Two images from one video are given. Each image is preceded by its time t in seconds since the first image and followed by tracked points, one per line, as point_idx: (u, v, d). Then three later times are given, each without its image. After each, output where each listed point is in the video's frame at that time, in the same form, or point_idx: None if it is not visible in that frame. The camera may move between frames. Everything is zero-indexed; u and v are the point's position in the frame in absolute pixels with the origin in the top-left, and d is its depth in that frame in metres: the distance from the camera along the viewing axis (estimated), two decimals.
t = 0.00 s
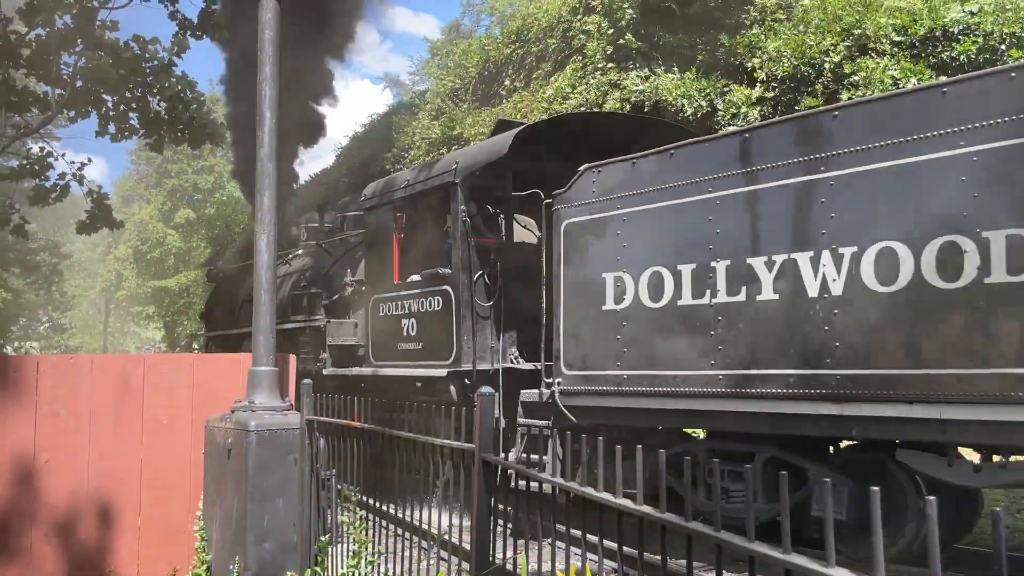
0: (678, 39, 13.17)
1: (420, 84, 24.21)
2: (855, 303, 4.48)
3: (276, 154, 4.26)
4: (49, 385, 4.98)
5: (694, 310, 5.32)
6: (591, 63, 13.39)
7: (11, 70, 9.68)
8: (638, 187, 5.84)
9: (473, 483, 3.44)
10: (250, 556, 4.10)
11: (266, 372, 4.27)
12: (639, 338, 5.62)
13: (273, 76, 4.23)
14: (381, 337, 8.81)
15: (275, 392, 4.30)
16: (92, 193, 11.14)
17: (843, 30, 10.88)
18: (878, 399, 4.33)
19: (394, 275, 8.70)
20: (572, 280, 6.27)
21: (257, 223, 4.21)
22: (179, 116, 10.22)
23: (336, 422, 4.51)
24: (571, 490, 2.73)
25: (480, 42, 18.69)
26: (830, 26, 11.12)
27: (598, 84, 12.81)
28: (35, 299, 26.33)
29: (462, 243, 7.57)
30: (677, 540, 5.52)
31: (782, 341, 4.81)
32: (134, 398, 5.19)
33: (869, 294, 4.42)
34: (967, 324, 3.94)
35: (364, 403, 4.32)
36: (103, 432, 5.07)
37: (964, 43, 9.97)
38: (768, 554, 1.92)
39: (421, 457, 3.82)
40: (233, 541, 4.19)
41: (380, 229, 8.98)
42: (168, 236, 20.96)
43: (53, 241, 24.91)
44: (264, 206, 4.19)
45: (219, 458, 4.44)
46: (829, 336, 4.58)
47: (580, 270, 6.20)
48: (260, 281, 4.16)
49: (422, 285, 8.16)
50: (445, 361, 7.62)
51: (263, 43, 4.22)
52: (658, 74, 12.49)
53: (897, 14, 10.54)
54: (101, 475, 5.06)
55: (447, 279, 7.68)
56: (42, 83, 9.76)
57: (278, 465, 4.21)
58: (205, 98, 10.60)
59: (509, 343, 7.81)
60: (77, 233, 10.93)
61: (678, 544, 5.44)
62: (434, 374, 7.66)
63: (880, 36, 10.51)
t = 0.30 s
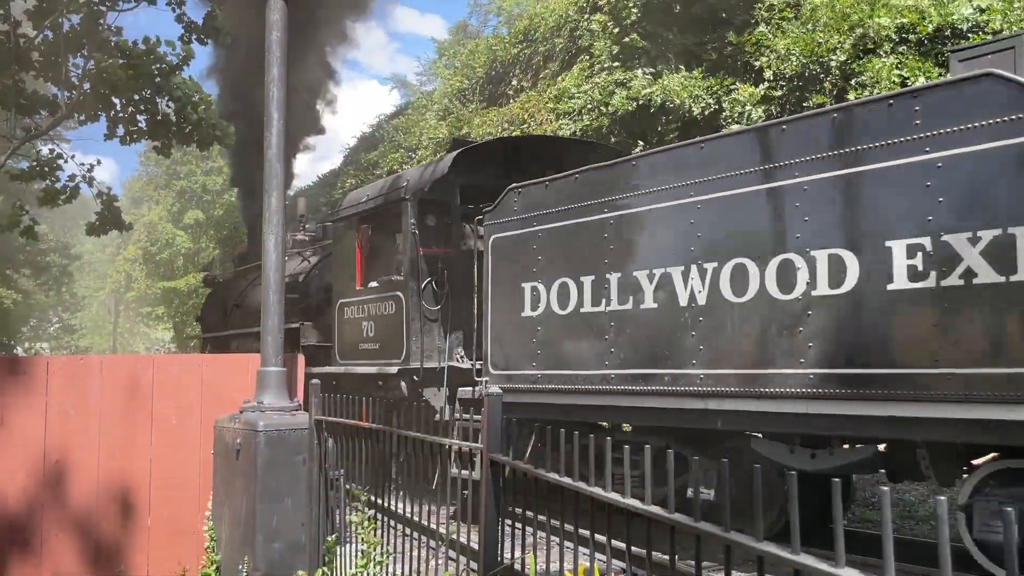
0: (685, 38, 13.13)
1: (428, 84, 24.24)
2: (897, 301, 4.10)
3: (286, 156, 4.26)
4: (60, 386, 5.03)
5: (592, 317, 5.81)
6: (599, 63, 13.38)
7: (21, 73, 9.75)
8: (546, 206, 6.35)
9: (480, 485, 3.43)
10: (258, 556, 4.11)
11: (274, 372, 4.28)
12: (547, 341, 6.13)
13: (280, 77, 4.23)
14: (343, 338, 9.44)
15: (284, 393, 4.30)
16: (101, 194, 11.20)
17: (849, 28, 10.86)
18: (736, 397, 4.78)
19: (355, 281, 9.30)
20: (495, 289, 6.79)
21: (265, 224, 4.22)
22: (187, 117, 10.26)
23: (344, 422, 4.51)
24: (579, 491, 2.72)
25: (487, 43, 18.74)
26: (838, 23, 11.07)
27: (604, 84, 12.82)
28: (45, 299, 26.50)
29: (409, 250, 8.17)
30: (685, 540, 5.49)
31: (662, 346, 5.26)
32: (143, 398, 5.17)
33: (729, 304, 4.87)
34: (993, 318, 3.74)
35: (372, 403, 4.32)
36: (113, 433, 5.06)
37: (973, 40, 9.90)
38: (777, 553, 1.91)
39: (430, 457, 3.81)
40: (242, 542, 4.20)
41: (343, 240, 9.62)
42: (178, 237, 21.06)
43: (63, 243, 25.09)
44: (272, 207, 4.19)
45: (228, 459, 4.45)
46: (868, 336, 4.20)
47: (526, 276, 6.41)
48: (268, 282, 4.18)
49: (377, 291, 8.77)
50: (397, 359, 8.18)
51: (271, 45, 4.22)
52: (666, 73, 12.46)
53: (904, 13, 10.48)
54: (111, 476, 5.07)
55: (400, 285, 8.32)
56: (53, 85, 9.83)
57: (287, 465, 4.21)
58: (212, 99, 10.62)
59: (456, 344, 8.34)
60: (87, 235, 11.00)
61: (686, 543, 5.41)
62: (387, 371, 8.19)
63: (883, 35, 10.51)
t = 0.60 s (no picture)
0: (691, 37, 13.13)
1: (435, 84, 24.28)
2: (947, 293, 4.01)
3: (292, 156, 4.25)
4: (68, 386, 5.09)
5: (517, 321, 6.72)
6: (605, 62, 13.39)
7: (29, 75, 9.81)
8: (489, 219, 7.16)
9: (487, 484, 3.43)
10: (266, 556, 4.10)
11: (282, 373, 4.28)
12: (481, 344, 7.03)
13: (287, 77, 4.23)
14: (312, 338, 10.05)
15: (291, 393, 4.30)
16: (109, 196, 11.26)
17: (855, 26, 10.83)
18: (671, 394, 5.32)
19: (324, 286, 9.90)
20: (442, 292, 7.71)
21: (272, 224, 4.22)
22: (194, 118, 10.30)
23: (351, 423, 4.52)
24: (585, 491, 2.72)
25: (493, 43, 18.75)
26: (845, 21, 11.04)
27: (610, 83, 12.81)
28: (54, 300, 26.64)
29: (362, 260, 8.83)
30: (694, 540, 5.47)
31: (569, 349, 6.16)
32: (150, 398, 5.18)
33: (620, 310, 5.75)
34: None
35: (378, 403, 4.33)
36: (120, 434, 5.08)
37: (981, 37, 9.86)
38: (784, 553, 1.91)
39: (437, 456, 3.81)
40: (250, 541, 4.20)
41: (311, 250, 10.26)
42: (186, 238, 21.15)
43: (72, 244, 25.23)
44: (279, 207, 4.19)
45: (236, 459, 4.45)
46: (904, 333, 4.14)
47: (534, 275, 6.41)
48: (275, 282, 4.18)
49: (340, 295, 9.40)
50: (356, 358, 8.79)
51: (277, 46, 4.22)
52: (672, 73, 12.45)
53: (910, 11, 10.42)
54: (118, 475, 5.09)
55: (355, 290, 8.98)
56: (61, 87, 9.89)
57: (295, 465, 4.20)
58: (218, 100, 10.65)
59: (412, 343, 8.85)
60: (95, 236, 11.07)
61: (694, 543, 5.40)
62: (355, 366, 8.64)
63: (888, 35, 10.44)
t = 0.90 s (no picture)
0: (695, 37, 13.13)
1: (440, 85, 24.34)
2: (954, 296, 3.94)
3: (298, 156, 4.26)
4: (76, 386, 5.02)
5: (456, 325, 7.66)
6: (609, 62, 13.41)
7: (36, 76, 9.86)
8: (483, 220, 7.45)
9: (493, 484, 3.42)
10: (273, 556, 4.10)
11: (288, 373, 4.28)
12: (427, 346, 8.02)
13: (293, 79, 4.24)
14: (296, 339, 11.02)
15: (297, 393, 4.30)
16: (115, 196, 11.29)
17: (862, 25, 10.79)
18: (684, 393, 5.24)
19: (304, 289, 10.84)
20: (428, 293, 8.17)
21: (278, 226, 4.21)
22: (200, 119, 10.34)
23: (356, 423, 4.52)
24: (592, 491, 2.72)
25: (498, 44, 18.75)
26: (851, 19, 11.02)
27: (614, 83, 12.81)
28: (61, 300, 26.71)
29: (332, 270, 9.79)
30: (699, 540, 5.47)
31: (496, 350, 7.08)
32: (158, 397, 5.19)
33: (537, 315, 6.60)
34: None
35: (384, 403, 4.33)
36: (129, 434, 5.07)
37: (987, 35, 9.83)
38: (792, 553, 1.90)
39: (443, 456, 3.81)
40: (256, 542, 4.20)
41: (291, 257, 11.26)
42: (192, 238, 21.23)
43: (80, 245, 25.36)
44: (285, 208, 4.19)
45: (243, 460, 4.46)
46: (910, 335, 4.08)
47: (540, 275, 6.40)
48: (281, 281, 4.18)
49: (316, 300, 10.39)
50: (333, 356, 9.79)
51: (283, 48, 4.23)
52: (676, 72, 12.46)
53: (918, 9, 10.35)
54: (127, 475, 5.08)
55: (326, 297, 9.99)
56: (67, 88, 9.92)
57: (300, 465, 4.20)
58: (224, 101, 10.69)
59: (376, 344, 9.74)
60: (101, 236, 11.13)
61: (700, 543, 5.39)
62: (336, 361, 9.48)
63: (897, 32, 10.38)
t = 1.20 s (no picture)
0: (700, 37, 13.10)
1: (445, 85, 24.36)
2: (764, 303, 5.00)
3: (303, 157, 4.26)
4: (81, 386, 5.01)
5: (410, 329, 8.57)
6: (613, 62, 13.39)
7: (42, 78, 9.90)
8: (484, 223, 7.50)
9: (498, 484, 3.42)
10: (278, 556, 4.10)
11: (293, 374, 4.28)
12: (387, 349, 8.95)
13: (298, 81, 4.23)
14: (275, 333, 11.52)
15: (302, 394, 4.30)
16: (120, 197, 11.30)
17: (869, 23, 10.73)
18: (657, 392, 5.61)
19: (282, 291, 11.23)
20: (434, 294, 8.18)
21: (283, 227, 4.21)
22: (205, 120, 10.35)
23: (362, 424, 4.53)
24: (596, 491, 2.72)
25: (503, 44, 18.75)
26: (856, 19, 10.98)
27: (619, 83, 12.78)
28: (68, 301, 26.80)
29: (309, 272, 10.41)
30: (704, 540, 5.47)
31: (441, 353, 8.04)
32: (165, 397, 5.19)
33: (473, 321, 7.56)
34: (817, 317, 4.72)
35: (389, 403, 4.33)
36: (135, 434, 5.07)
37: (993, 34, 9.79)
38: (798, 554, 1.89)
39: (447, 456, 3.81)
40: (262, 542, 4.21)
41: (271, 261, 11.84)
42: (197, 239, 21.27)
43: (86, 246, 25.44)
44: (290, 209, 4.18)
45: (248, 461, 4.47)
46: (746, 335, 5.08)
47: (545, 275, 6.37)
48: (286, 282, 4.17)
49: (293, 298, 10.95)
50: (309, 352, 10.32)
51: (288, 49, 4.23)
52: (680, 73, 12.44)
53: (925, 6, 10.31)
54: (134, 475, 5.08)
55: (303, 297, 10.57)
56: (72, 89, 9.94)
57: (306, 466, 4.20)
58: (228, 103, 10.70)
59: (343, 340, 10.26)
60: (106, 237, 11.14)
61: (704, 543, 5.39)
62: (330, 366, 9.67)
63: (905, 31, 10.31)
